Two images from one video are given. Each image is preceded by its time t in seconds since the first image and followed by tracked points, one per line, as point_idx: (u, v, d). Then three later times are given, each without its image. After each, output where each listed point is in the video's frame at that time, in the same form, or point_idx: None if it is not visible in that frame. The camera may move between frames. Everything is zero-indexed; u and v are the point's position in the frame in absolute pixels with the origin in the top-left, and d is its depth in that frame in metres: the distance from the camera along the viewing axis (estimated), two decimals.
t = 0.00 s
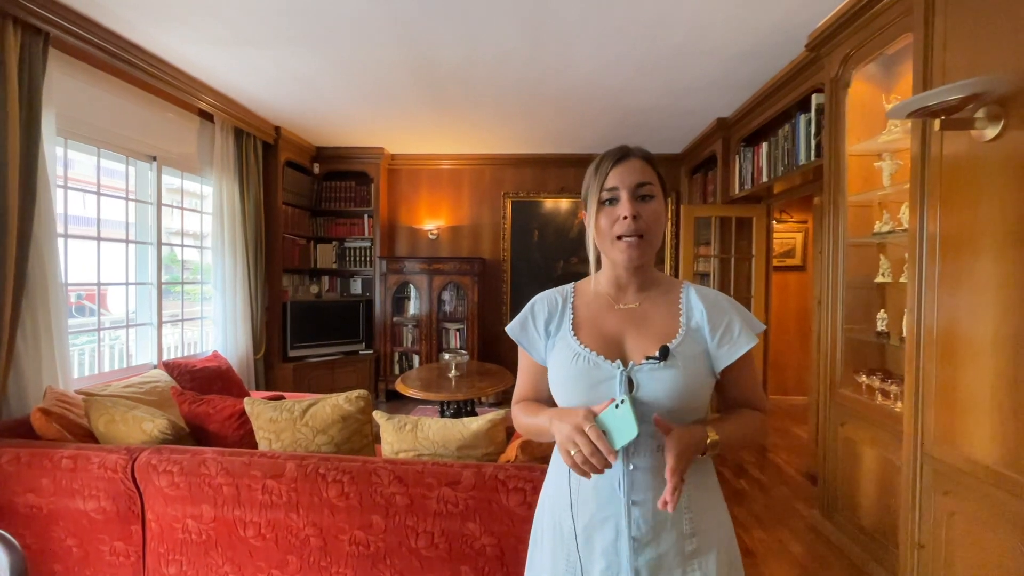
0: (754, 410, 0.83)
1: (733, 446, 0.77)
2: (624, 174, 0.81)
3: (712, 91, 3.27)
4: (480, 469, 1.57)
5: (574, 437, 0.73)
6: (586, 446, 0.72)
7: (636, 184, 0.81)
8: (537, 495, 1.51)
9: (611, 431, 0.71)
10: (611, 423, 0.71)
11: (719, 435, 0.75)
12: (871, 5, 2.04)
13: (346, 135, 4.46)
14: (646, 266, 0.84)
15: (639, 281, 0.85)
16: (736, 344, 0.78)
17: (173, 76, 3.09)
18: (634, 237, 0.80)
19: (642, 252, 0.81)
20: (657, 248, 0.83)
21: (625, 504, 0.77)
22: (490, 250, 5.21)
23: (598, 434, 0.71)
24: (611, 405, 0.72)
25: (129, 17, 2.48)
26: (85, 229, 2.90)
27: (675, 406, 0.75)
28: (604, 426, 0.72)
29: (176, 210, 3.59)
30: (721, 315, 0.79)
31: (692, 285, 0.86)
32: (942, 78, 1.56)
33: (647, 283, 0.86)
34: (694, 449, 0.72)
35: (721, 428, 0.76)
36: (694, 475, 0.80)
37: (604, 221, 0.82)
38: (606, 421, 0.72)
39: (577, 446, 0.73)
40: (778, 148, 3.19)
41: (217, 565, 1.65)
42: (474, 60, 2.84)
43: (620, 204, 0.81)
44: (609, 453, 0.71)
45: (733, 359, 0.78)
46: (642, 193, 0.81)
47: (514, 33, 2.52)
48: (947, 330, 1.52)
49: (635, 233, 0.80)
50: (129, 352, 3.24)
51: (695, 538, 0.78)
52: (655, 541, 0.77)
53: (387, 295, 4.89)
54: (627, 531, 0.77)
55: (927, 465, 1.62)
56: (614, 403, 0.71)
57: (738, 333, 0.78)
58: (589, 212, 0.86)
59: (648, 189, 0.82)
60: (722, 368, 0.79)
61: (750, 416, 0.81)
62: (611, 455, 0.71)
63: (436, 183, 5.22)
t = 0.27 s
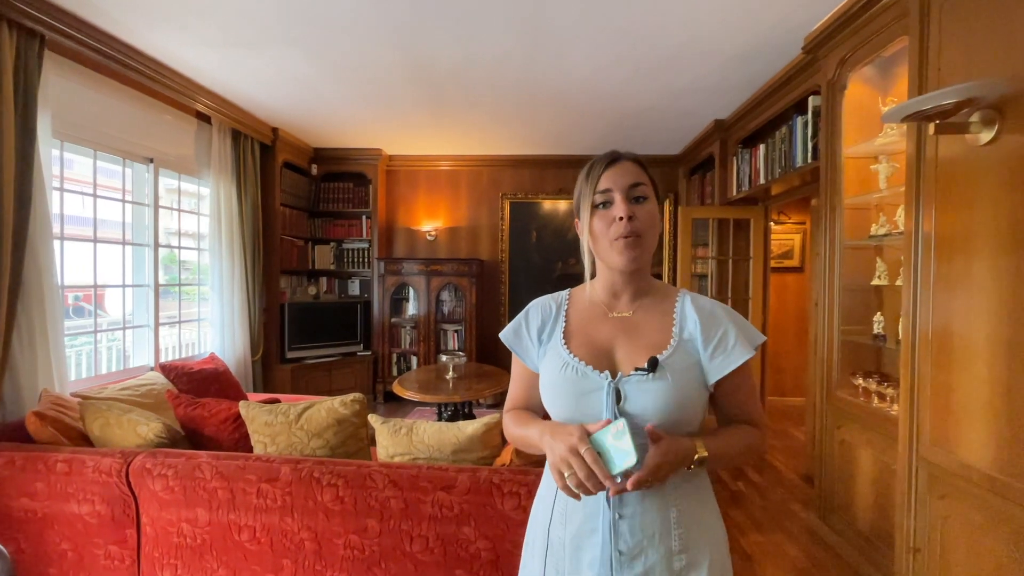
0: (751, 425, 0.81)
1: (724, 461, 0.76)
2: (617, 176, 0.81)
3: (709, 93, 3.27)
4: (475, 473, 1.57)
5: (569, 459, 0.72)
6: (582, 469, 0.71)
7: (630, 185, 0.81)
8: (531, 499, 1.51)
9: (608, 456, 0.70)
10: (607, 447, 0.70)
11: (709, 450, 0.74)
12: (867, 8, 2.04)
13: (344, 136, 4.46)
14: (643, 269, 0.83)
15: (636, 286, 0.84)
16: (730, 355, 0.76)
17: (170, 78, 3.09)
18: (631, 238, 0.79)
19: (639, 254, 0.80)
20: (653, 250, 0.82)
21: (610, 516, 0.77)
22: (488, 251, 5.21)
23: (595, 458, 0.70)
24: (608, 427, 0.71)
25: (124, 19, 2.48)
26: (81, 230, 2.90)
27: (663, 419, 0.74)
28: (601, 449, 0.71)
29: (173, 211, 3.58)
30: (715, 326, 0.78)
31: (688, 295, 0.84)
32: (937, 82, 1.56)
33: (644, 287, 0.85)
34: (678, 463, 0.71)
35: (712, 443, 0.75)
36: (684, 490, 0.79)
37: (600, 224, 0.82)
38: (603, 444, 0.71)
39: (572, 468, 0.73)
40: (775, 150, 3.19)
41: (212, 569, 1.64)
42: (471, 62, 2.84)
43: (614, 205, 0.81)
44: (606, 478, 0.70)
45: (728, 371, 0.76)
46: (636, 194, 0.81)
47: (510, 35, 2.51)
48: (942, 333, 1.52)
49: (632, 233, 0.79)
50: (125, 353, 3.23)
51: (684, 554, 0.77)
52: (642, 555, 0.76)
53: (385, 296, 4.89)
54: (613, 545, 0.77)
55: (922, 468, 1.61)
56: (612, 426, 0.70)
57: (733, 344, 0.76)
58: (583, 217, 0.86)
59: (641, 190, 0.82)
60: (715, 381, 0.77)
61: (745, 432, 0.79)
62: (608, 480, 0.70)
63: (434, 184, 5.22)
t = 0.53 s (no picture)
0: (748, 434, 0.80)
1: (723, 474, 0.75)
2: (608, 178, 0.81)
3: (706, 93, 3.26)
4: (468, 474, 1.57)
5: (551, 468, 0.72)
6: (565, 479, 0.71)
7: (622, 187, 0.81)
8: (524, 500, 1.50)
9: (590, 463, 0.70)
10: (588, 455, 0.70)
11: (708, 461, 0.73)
12: (862, 9, 2.04)
13: (341, 136, 4.46)
14: (635, 274, 0.83)
15: (628, 292, 0.83)
16: (727, 362, 0.75)
17: (166, 78, 3.08)
18: (623, 244, 0.78)
19: (632, 260, 0.80)
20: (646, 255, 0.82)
21: (602, 533, 0.76)
22: (485, 251, 5.21)
23: (577, 467, 0.70)
24: (588, 434, 0.70)
25: (119, 19, 2.47)
26: (76, 230, 2.89)
27: (657, 428, 0.73)
28: (583, 457, 0.71)
29: (168, 211, 3.57)
30: (712, 332, 0.77)
31: (683, 299, 0.83)
32: (930, 82, 1.55)
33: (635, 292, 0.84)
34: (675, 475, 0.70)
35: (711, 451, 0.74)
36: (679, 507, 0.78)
37: (591, 228, 0.81)
38: (585, 451, 0.70)
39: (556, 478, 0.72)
40: (772, 150, 3.19)
41: (204, 571, 1.64)
42: (467, 61, 2.83)
43: (606, 208, 0.80)
44: (589, 486, 0.69)
45: (724, 378, 0.75)
46: (629, 196, 0.81)
47: (506, 35, 2.51)
48: (935, 333, 1.51)
49: (625, 239, 0.78)
50: (121, 353, 3.23)
51: (677, 570, 0.76)
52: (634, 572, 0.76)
53: (383, 296, 4.88)
54: (605, 562, 0.76)
55: (916, 469, 1.61)
56: (592, 432, 0.70)
57: (731, 351, 0.75)
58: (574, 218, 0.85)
59: (634, 193, 0.81)
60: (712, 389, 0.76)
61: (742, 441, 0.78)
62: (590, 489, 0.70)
63: (432, 184, 5.21)
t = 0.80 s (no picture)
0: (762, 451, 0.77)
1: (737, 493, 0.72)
2: (609, 169, 0.79)
3: (704, 92, 3.26)
4: (463, 474, 1.56)
5: (560, 489, 0.68)
6: (578, 500, 0.67)
7: (624, 179, 0.78)
8: (519, 500, 1.50)
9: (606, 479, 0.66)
10: (603, 471, 0.66)
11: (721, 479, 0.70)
12: (860, 7, 2.03)
13: (339, 135, 4.45)
14: (634, 273, 0.80)
15: (627, 291, 0.81)
16: (741, 368, 0.73)
17: (162, 77, 3.07)
18: (620, 238, 0.76)
19: (628, 256, 0.77)
20: (644, 252, 0.79)
21: (604, 559, 0.73)
22: (484, 250, 5.20)
23: (592, 484, 0.66)
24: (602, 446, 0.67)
25: (114, 17, 2.46)
26: (72, 230, 2.88)
27: (665, 438, 0.71)
28: (596, 474, 0.67)
29: (165, 210, 3.56)
30: (723, 335, 0.75)
31: (689, 300, 0.82)
32: (928, 80, 1.55)
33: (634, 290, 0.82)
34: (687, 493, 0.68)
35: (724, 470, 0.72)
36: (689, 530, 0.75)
37: (587, 220, 0.79)
38: (598, 467, 0.67)
39: (564, 500, 0.68)
40: (770, 150, 3.19)
41: (198, 571, 1.63)
42: (464, 60, 2.82)
43: (604, 201, 0.79)
44: (606, 506, 0.65)
45: (737, 386, 0.73)
46: (631, 189, 0.78)
47: (503, 34, 2.50)
48: (933, 332, 1.51)
49: (621, 233, 0.76)
50: (117, 353, 3.22)
51: None
52: None
53: (381, 296, 4.87)
54: None
55: (913, 470, 1.60)
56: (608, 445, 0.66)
57: (743, 356, 0.73)
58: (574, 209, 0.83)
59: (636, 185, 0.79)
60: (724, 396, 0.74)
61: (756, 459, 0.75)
62: (608, 510, 0.65)
63: (430, 183, 5.20)
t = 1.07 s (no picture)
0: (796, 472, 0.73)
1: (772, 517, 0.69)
2: (620, 159, 0.76)
3: (702, 92, 3.26)
4: (461, 475, 1.56)
5: (588, 523, 0.64)
6: (610, 537, 0.63)
7: (636, 168, 0.76)
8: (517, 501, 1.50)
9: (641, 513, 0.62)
10: (638, 505, 0.62)
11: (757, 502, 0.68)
12: (858, 7, 2.04)
13: (338, 135, 4.45)
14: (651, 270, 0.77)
15: (642, 292, 0.78)
16: (772, 376, 0.70)
17: (160, 77, 3.07)
18: (635, 230, 0.74)
19: (645, 250, 0.74)
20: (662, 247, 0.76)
21: None
22: (483, 251, 5.20)
23: (624, 518, 0.62)
24: (637, 476, 0.62)
25: (112, 17, 2.46)
26: (70, 230, 2.87)
27: (690, 451, 0.68)
28: (628, 506, 0.63)
29: (164, 210, 3.56)
30: (751, 342, 0.73)
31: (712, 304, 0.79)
32: (926, 81, 1.55)
33: (649, 291, 0.79)
34: (719, 517, 0.65)
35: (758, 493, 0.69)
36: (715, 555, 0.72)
37: (599, 213, 0.76)
38: (631, 499, 0.63)
39: (593, 536, 0.64)
40: (769, 150, 3.19)
41: (196, 572, 1.63)
42: (463, 60, 2.82)
43: (616, 192, 0.76)
44: (641, 543, 0.61)
45: (770, 397, 0.70)
46: (644, 180, 0.76)
47: (502, 33, 2.50)
48: (930, 333, 1.51)
49: (635, 225, 0.73)
50: (116, 353, 3.21)
51: None
52: None
53: (380, 296, 4.87)
54: None
55: (911, 471, 1.60)
56: (643, 474, 0.62)
57: (775, 364, 0.71)
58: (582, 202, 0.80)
59: (649, 175, 0.76)
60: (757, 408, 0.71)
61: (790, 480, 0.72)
62: (647, 548, 0.61)
63: (429, 184, 5.20)
